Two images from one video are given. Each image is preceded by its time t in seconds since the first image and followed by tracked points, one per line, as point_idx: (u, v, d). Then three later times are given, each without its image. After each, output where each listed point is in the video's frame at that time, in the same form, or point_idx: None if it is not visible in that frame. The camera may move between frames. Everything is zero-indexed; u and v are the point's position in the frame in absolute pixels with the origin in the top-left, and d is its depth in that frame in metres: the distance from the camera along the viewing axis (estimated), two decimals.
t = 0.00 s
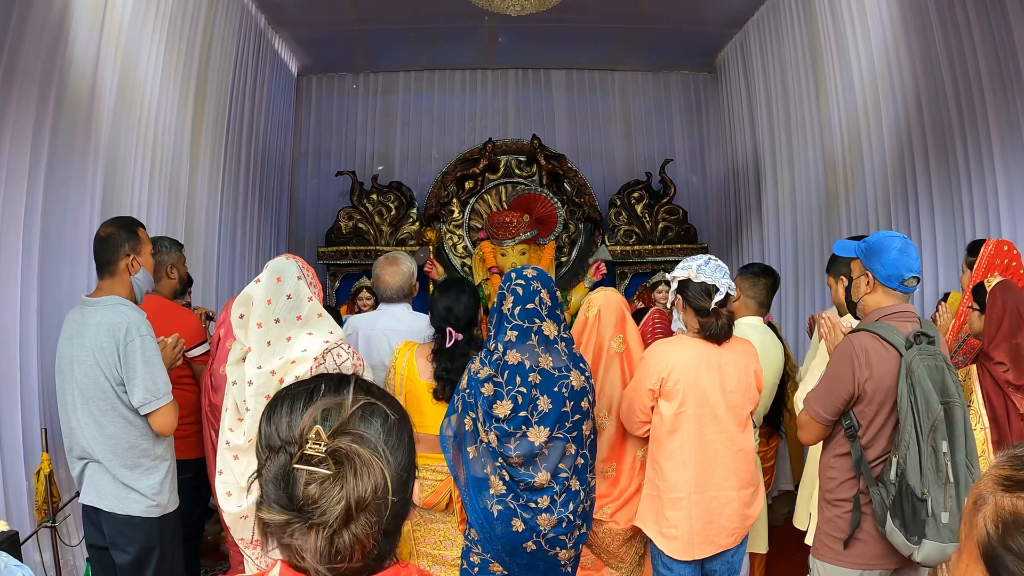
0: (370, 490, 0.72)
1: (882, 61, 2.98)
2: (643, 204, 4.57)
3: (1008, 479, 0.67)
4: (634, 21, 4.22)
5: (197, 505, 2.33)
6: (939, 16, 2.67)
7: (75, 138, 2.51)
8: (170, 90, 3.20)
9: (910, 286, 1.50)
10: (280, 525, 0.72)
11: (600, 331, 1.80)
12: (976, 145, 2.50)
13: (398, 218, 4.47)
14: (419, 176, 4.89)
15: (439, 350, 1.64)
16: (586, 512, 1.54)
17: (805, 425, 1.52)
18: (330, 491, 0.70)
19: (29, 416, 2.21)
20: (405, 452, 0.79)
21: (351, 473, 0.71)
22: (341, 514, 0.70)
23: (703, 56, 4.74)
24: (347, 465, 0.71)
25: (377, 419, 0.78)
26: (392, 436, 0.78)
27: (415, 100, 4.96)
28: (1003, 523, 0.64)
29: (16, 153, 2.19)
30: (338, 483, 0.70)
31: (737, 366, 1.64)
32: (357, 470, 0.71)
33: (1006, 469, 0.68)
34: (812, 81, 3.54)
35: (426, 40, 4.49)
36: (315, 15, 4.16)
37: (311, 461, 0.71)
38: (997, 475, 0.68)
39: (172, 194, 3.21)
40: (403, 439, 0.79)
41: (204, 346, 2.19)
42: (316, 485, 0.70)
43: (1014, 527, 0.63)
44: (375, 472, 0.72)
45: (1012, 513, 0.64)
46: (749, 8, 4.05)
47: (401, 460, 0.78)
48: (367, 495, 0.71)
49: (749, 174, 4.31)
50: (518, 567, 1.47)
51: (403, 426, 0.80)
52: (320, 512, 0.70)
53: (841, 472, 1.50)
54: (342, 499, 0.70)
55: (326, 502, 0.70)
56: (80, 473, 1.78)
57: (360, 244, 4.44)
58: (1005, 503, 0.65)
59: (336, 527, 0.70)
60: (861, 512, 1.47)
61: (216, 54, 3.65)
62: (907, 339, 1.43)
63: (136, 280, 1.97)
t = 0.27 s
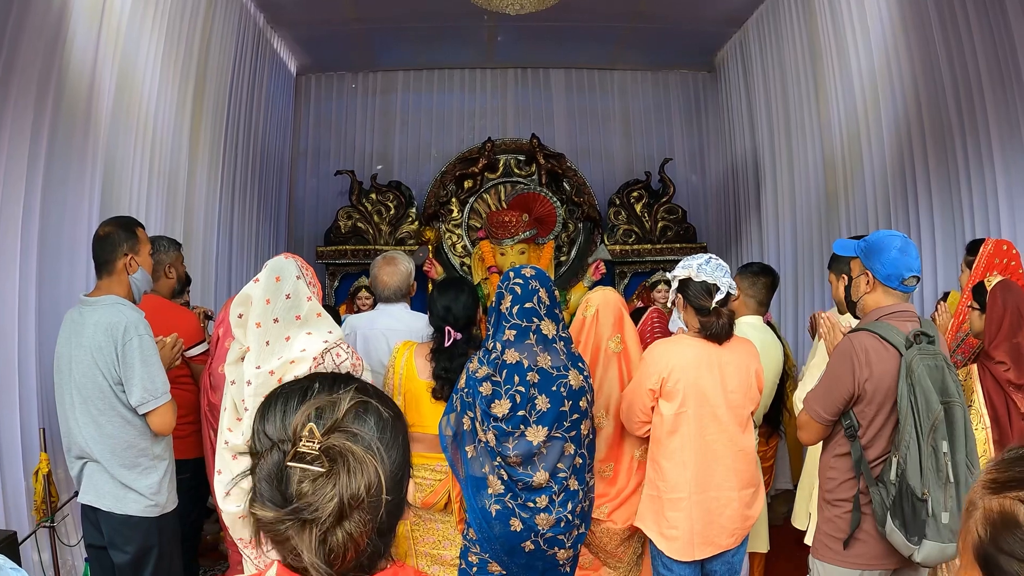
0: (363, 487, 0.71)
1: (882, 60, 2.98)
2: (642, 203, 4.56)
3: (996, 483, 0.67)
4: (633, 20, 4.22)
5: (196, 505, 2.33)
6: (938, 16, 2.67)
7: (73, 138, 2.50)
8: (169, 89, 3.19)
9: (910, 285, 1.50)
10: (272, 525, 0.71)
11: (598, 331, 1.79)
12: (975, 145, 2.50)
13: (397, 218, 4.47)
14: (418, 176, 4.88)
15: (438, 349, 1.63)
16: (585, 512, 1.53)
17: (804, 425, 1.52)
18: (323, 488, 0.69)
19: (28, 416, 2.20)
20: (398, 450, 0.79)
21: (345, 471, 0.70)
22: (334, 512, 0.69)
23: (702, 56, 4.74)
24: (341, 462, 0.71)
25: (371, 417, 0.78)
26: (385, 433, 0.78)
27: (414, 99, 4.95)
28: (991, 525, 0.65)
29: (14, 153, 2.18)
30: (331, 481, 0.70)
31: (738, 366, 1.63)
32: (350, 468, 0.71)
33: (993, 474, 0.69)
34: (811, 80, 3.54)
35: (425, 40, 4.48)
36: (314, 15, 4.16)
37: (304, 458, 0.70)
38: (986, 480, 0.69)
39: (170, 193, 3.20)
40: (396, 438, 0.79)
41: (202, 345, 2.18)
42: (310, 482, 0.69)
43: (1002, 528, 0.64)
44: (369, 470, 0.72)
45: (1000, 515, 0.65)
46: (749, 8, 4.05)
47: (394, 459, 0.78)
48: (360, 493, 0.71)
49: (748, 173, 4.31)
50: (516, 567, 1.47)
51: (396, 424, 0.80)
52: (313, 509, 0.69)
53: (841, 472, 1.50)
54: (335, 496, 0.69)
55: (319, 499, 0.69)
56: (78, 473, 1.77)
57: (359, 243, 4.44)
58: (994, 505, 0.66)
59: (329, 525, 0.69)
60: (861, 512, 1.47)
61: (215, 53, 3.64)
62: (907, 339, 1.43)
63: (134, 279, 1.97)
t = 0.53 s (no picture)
0: (355, 483, 0.70)
1: (881, 59, 2.97)
2: (641, 203, 4.56)
3: (984, 487, 0.67)
4: (632, 19, 4.22)
5: (195, 504, 2.33)
6: (937, 15, 2.67)
7: (71, 137, 2.49)
8: (168, 89, 3.19)
9: (909, 285, 1.50)
10: (265, 522, 0.71)
11: (594, 331, 1.79)
12: (974, 144, 2.50)
13: (396, 217, 4.46)
14: (417, 175, 4.88)
15: (437, 349, 1.63)
16: (584, 511, 1.53)
17: (803, 425, 1.52)
18: (315, 485, 0.69)
19: (26, 416, 2.20)
20: (389, 447, 0.78)
21: (336, 467, 0.70)
22: (326, 507, 0.69)
23: (702, 55, 4.73)
24: (331, 459, 0.70)
25: (362, 414, 0.77)
26: (376, 430, 0.77)
27: (413, 99, 4.95)
28: (981, 528, 0.64)
29: (13, 153, 2.18)
30: (322, 477, 0.69)
31: (738, 365, 1.63)
32: (341, 464, 0.70)
33: (981, 478, 0.68)
34: (810, 79, 3.54)
35: (425, 39, 4.47)
36: (313, 14, 4.15)
37: (296, 456, 0.70)
38: (976, 485, 0.68)
39: (169, 193, 3.20)
40: (388, 434, 0.79)
41: (201, 345, 2.18)
42: (301, 479, 0.69)
43: (991, 532, 0.63)
44: (360, 466, 0.71)
45: (988, 517, 0.64)
46: (748, 7, 4.04)
47: (387, 454, 0.77)
48: (352, 489, 0.70)
49: (747, 172, 4.31)
50: (515, 567, 1.47)
51: (387, 421, 0.80)
52: (305, 506, 0.69)
53: (840, 471, 1.50)
54: (327, 492, 0.69)
55: (311, 496, 0.69)
56: (77, 473, 1.77)
57: (358, 243, 4.44)
58: (982, 508, 0.65)
59: (322, 521, 0.69)
60: (860, 511, 1.47)
61: (214, 52, 3.64)
62: (906, 338, 1.43)
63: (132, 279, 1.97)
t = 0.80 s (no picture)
0: (341, 482, 0.70)
1: (879, 58, 2.97)
2: (640, 202, 4.56)
3: (979, 489, 0.67)
4: (631, 18, 4.21)
5: (193, 504, 2.32)
6: (936, 13, 2.66)
7: (70, 137, 2.49)
8: (166, 88, 3.18)
9: (907, 284, 1.49)
10: (252, 520, 0.70)
11: (588, 332, 1.79)
12: (972, 142, 2.50)
13: (394, 217, 4.46)
14: (416, 175, 4.87)
15: (434, 348, 1.63)
16: (581, 511, 1.52)
17: (800, 424, 1.51)
18: (300, 483, 0.68)
19: (24, 416, 2.20)
20: (378, 446, 0.78)
21: (323, 465, 0.69)
22: (311, 505, 0.68)
23: (701, 54, 4.73)
24: (318, 457, 0.70)
25: (352, 413, 0.77)
26: (365, 429, 0.77)
27: (412, 98, 4.94)
28: (974, 531, 0.64)
29: (10, 152, 2.17)
30: (309, 474, 0.69)
31: (734, 365, 1.63)
32: (328, 462, 0.70)
33: (975, 480, 0.68)
34: (809, 79, 3.53)
35: (423, 38, 4.47)
36: (311, 14, 4.15)
37: (284, 454, 0.70)
38: (971, 486, 0.68)
39: (167, 193, 3.19)
40: (377, 434, 0.78)
41: (198, 345, 2.17)
42: (287, 476, 0.69)
43: (985, 535, 0.63)
44: (347, 464, 0.71)
45: (982, 519, 0.64)
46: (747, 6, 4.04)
47: (376, 454, 0.77)
48: (338, 488, 0.70)
49: (746, 171, 4.31)
50: (512, 567, 1.46)
51: (376, 420, 0.79)
52: (291, 503, 0.68)
53: (837, 471, 1.50)
54: (312, 490, 0.69)
55: (297, 493, 0.68)
56: (74, 473, 1.77)
57: (357, 243, 4.43)
58: (976, 511, 0.65)
59: (307, 519, 0.68)
60: (857, 511, 1.46)
61: (212, 52, 3.63)
62: (903, 337, 1.43)
63: (129, 280, 1.96)
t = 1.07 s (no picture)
0: (330, 480, 0.70)
1: (878, 56, 2.96)
2: (640, 201, 4.55)
3: (977, 489, 0.66)
4: (630, 17, 4.20)
5: (191, 503, 2.32)
6: (935, 11, 2.65)
7: (68, 136, 2.48)
8: (164, 87, 3.18)
9: (903, 283, 1.49)
10: (242, 517, 0.70)
11: (583, 331, 1.80)
12: (971, 141, 2.49)
13: (394, 216, 4.46)
14: (415, 174, 4.87)
15: (431, 347, 1.63)
16: (578, 510, 1.52)
17: (797, 423, 1.51)
18: (290, 480, 0.68)
19: (23, 415, 2.19)
20: (370, 444, 0.77)
21: (312, 463, 0.69)
22: (300, 502, 0.68)
23: (700, 52, 4.72)
24: (308, 454, 0.69)
25: (343, 412, 0.76)
26: (357, 427, 0.77)
27: (411, 97, 4.93)
28: (970, 533, 0.64)
29: (8, 152, 2.17)
30: (298, 472, 0.69)
31: (731, 364, 1.62)
32: (317, 460, 0.69)
33: (976, 479, 0.67)
34: (808, 77, 3.53)
35: (422, 37, 4.46)
36: (310, 13, 4.14)
37: (274, 452, 0.69)
38: (970, 485, 0.67)
39: (166, 192, 3.19)
40: (368, 432, 0.78)
41: (196, 344, 2.17)
42: (276, 473, 0.69)
43: (981, 538, 0.63)
44: (336, 462, 0.71)
45: (978, 522, 0.63)
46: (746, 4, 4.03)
47: (367, 452, 0.77)
48: (327, 486, 0.70)
49: (745, 170, 4.30)
50: (509, 566, 1.46)
51: (368, 419, 0.79)
52: (280, 500, 0.68)
53: (834, 470, 1.49)
54: (301, 487, 0.68)
55: (286, 491, 0.68)
56: (72, 472, 1.77)
57: (356, 242, 4.43)
58: (973, 512, 0.64)
59: (296, 516, 0.68)
60: (854, 510, 1.46)
61: (211, 51, 3.63)
62: (900, 336, 1.42)
63: (126, 280, 1.96)
